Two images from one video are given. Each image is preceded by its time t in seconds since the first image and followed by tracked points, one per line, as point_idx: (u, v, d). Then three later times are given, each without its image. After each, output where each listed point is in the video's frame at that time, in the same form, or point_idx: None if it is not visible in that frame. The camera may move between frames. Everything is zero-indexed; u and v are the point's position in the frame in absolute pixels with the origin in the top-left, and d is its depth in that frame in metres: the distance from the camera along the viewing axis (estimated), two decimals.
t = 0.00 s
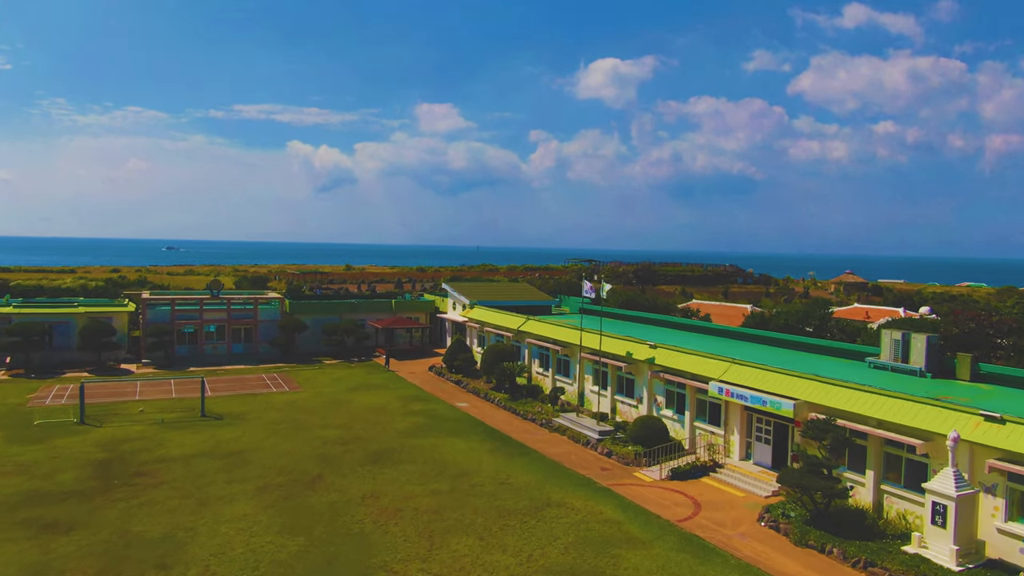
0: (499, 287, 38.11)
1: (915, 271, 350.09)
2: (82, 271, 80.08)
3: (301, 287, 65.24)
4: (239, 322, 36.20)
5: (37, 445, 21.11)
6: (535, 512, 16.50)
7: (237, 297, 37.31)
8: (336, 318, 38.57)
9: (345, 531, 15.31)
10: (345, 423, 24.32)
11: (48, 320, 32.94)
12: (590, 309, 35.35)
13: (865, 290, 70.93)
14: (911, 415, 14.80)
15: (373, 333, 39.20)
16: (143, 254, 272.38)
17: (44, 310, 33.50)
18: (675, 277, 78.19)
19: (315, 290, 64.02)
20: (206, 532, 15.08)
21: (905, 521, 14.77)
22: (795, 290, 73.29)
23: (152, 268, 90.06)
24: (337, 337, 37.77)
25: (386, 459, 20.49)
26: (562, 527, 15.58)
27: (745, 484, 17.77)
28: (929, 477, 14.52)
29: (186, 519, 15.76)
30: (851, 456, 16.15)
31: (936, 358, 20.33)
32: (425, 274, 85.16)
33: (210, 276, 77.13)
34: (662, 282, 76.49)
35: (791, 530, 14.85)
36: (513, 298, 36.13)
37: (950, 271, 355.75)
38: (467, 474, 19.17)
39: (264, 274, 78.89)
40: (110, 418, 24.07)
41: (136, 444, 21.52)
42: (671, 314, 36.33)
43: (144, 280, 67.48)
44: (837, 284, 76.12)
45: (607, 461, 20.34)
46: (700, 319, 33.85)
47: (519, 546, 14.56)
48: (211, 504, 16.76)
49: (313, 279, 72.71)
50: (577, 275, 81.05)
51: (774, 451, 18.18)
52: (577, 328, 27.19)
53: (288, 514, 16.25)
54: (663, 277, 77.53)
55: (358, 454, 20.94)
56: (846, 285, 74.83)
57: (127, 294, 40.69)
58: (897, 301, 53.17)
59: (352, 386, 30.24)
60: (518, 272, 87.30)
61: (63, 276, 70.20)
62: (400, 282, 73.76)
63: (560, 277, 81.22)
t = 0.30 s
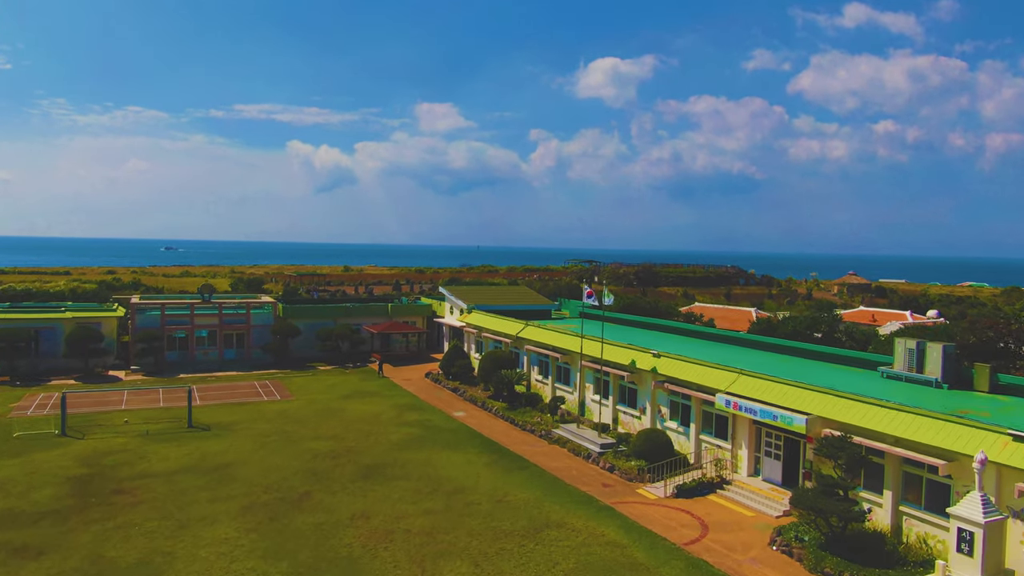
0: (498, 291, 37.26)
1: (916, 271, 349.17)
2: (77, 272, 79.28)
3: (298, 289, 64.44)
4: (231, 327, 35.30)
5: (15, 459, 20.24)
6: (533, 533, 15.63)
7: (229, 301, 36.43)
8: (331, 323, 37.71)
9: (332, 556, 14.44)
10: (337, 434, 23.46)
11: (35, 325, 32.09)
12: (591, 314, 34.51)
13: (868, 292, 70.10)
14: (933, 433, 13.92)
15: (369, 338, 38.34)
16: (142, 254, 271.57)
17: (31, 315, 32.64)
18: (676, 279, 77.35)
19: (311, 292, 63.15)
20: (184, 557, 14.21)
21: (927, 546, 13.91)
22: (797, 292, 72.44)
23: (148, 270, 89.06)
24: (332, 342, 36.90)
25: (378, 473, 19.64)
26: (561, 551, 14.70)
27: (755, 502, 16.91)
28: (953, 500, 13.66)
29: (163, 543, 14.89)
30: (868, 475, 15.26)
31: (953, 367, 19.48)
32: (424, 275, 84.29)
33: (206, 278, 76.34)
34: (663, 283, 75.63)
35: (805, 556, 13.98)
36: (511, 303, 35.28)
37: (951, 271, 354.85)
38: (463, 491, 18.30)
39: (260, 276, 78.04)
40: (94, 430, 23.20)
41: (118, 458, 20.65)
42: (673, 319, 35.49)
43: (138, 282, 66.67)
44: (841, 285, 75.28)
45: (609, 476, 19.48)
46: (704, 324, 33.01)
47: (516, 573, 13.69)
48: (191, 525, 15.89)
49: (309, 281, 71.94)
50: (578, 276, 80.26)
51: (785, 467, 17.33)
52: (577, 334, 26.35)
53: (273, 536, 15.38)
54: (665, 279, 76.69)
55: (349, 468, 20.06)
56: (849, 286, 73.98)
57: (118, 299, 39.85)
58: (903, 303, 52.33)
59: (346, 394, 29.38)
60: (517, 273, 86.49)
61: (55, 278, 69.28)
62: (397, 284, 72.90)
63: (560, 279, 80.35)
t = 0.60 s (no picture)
0: (496, 297, 36.37)
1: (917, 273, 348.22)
2: (72, 275, 78.45)
3: (295, 293, 63.50)
4: (223, 334, 34.42)
5: None
6: (531, 560, 14.75)
7: (221, 307, 35.54)
8: (325, 330, 36.84)
9: None
10: (328, 449, 22.58)
11: (20, 333, 31.20)
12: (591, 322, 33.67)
13: (873, 296, 69.19)
14: (956, 457, 13.09)
15: (364, 345, 37.46)
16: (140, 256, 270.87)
17: (17, 322, 31.75)
18: (678, 282, 76.44)
19: (307, 296, 62.23)
20: None
21: None
22: (801, 296, 71.54)
23: (144, 273, 88.13)
24: (326, 350, 36.00)
25: (369, 492, 18.79)
26: None
27: (764, 525, 16.07)
28: (979, 528, 12.82)
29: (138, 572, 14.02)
30: (886, 499, 14.38)
31: (971, 382, 18.65)
32: (422, 278, 83.39)
33: (202, 281, 75.55)
34: (664, 287, 74.71)
35: None
36: (510, 309, 34.40)
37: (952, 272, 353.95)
38: (457, 512, 17.42)
39: (256, 278, 77.17)
40: (75, 444, 22.32)
41: (99, 475, 19.77)
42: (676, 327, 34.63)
43: (132, 285, 65.82)
44: (844, 289, 74.36)
45: (611, 495, 18.62)
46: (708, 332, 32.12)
47: None
48: (170, 551, 15.02)
49: (306, 284, 71.07)
50: (578, 280, 79.30)
51: (796, 487, 16.49)
52: (578, 344, 25.50)
53: (255, 563, 14.53)
54: (666, 283, 75.71)
55: (339, 486, 19.20)
56: (853, 290, 73.06)
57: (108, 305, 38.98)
58: (910, 308, 51.40)
59: (339, 405, 28.51)
60: (517, 277, 85.58)
61: (48, 281, 68.43)
62: (395, 287, 71.98)
63: (560, 282, 79.41)
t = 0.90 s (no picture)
0: (495, 303, 35.50)
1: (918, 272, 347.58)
2: (67, 277, 77.72)
3: (292, 296, 62.67)
4: (215, 341, 33.56)
5: None
6: None
7: (213, 313, 34.67)
8: (320, 336, 36.01)
9: None
10: (320, 464, 21.75)
11: (6, 340, 30.36)
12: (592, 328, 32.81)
13: (876, 298, 68.44)
14: (983, 485, 12.27)
15: (359, 351, 36.62)
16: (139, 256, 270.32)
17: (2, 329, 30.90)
18: (679, 284, 75.62)
19: (303, 299, 61.41)
20: None
21: None
22: (804, 297, 70.74)
23: (140, 274, 87.56)
24: (320, 356, 35.14)
25: (360, 513, 17.96)
26: None
27: (775, 551, 15.23)
28: (1008, 561, 12.00)
29: None
30: (902, 526, 13.57)
31: (989, 397, 17.82)
32: (421, 280, 82.58)
33: (197, 283, 74.82)
34: (666, 289, 73.89)
35: None
36: (509, 315, 33.54)
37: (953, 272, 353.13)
38: (451, 536, 16.58)
39: (252, 280, 76.45)
40: (56, 459, 21.47)
41: (78, 494, 18.93)
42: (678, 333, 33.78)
43: (126, 288, 65.04)
44: (848, 291, 73.57)
45: (613, 516, 17.79)
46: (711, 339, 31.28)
47: None
48: None
49: (303, 286, 70.25)
50: (578, 282, 78.41)
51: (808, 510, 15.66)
52: (578, 353, 24.66)
53: None
54: (667, 285, 74.88)
55: (329, 506, 18.38)
56: (857, 292, 72.29)
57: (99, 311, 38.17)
58: (916, 311, 50.59)
59: (332, 415, 27.66)
60: (517, 278, 84.85)
61: (41, 284, 67.69)
62: (393, 289, 71.21)
63: (561, 284, 78.63)
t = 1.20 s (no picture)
0: (493, 309, 34.67)
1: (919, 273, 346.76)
2: (63, 280, 76.91)
3: (288, 300, 61.78)
4: (206, 349, 32.71)
5: None
6: None
7: (205, 320, 33.84)
8: (315, 344, 35.20)
9: None
10: (310, 481, 20.95)
11: None
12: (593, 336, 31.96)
13: (881, 301, 67.61)
14: (1012, 518, 11.47)
15: (355, 359, 35.81)
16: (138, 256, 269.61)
17: None
18: (681, 287, 74.85)
19: (300, 303, 60.57)
20: None
21: None
22: (807, 301, 69.94)
23: (137, 277, 86.73)
24: (315, 365, 34.33)
25: (351, 535, 17.17)
26: None
27: None
28: None
29: None
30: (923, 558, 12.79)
31: (1009, 415, 17.00)
32: (420, 283, 81.80)
33: (194, 286, 74.00)
34: (667, 292, 73.12)
35: None
36: (507, 322, 32.70)
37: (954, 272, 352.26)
38: (446, 562, 15.77)
39: (250, 284, 75.63)
40: (37, 476, 20.68)
41: (57, 515, 18.13)
42: (681, 341, 32.94)
43: (121, 291, 64.23)
44: (852, 294, 72.78)
45: (615, 540, 16.99)
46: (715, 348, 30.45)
47: None
48: None
49: (300, 290, 69.44)
50: (579, 285, 77.53)
51: (821, 536, 14.85)
52: (578, 364, 23.84)
53: None
54: (669, 288, 74.09)
55: (318, 528, 17.58)
56: (860, 295, 71.48)
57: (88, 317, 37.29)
58: (922, 315, 49.77)
59: (325, 427, 26.86)
60: (517, 281, 84.13)
61: (35, 287, 66.83)
62: (392, 292, 70.41)
63: (562, 287, 77.81)
